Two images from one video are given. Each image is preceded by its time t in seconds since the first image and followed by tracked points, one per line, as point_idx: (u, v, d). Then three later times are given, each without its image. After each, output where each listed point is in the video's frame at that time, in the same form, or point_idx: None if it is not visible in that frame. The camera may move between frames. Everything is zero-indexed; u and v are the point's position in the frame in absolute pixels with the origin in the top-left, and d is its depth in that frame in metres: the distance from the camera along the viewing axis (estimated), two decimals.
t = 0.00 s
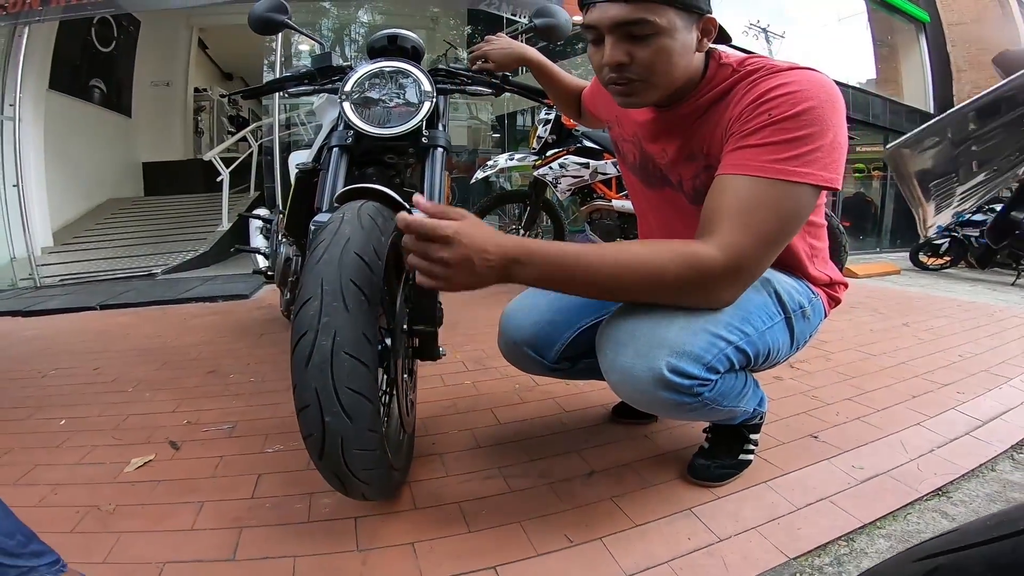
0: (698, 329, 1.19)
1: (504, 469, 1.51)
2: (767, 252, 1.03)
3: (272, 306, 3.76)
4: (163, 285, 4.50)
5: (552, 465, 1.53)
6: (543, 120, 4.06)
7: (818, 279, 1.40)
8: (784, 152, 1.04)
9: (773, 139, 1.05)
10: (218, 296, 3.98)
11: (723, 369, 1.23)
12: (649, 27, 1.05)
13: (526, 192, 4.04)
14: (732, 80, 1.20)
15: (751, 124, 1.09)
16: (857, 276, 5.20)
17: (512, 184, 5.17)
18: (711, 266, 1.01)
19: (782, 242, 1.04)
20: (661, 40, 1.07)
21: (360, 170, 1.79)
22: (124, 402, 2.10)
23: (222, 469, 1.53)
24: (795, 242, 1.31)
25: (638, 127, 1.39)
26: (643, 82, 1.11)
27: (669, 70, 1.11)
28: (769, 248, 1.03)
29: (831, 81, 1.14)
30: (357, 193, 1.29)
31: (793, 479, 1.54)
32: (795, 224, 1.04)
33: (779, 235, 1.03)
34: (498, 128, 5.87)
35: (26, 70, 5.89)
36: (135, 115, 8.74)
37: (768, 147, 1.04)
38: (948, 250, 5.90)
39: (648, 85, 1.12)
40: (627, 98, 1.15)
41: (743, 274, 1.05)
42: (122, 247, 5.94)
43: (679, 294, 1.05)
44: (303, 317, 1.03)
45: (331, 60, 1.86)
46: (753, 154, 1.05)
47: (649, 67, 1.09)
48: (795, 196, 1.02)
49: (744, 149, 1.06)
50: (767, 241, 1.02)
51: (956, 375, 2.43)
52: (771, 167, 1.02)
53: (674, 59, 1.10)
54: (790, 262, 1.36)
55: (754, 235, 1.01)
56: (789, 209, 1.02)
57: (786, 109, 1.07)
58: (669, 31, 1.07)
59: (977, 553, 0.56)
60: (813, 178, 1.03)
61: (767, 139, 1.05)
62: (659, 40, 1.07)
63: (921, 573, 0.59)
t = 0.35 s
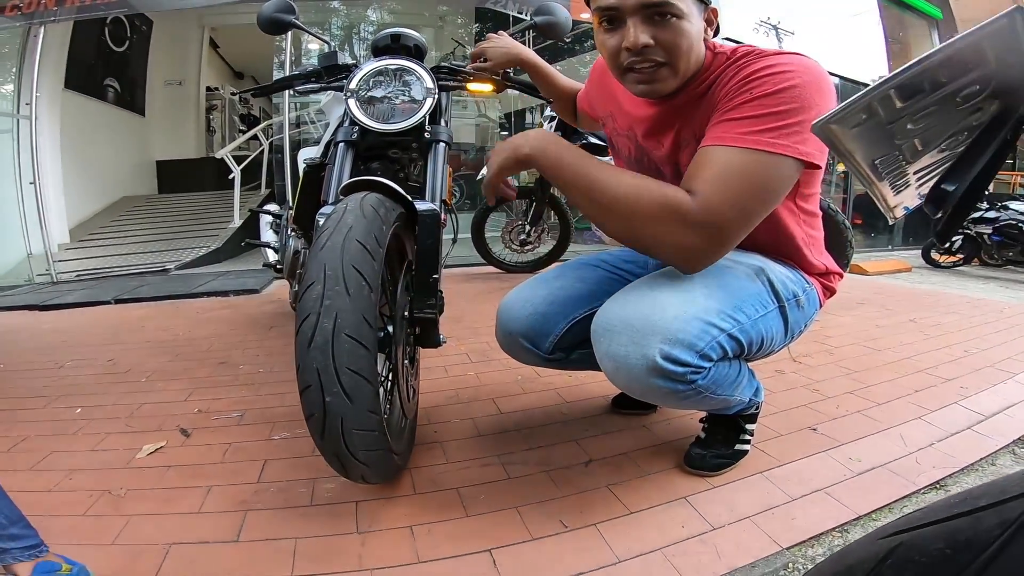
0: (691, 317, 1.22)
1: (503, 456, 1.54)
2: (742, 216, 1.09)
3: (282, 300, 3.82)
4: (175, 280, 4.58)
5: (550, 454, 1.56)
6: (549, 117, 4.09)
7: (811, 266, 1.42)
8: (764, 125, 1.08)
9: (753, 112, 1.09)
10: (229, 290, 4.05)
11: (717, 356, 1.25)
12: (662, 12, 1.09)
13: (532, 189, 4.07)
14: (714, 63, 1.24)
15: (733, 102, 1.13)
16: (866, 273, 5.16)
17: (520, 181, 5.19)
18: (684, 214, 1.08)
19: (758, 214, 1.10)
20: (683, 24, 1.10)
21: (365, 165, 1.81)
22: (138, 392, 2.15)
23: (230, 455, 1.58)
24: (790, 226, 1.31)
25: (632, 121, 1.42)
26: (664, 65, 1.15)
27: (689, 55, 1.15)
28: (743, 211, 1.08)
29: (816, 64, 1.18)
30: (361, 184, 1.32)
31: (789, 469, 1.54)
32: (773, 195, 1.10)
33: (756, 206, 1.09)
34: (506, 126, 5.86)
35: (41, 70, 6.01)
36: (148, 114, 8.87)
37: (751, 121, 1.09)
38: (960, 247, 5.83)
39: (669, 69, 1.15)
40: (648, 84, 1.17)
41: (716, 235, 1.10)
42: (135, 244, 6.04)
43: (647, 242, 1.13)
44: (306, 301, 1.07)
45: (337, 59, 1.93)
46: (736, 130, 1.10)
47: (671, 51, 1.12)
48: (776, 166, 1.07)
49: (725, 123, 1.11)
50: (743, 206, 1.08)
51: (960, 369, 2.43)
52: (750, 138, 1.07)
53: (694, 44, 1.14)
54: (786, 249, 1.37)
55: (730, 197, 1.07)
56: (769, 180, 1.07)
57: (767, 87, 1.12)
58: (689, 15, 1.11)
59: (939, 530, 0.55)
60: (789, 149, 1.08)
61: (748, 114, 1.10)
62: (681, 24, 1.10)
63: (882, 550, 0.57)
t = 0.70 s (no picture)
0: (703, 310, 1.18)
1: (505, 455, 1.52)
2: (755, 226, 1.06)
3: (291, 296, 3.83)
4: (186, 276, 4.61)
5: (553, 453, 1.53)
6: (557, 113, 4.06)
7: (825, 263, 1.37)
8: (769, 120, 1.05)
9: (757, 109, 1.06)
10: (239, 286, 4.07)
11: (729, 352, 1.22)
12: None
13: (541, 185, 4.04)
14: (712, 56, 1.20)
15: (735, 97, 1.10)
16: (882, 272, 5.06)
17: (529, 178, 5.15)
18: (694, 239, 1.08)
19: (775, 217, 1.06)
20: (677, 10, 1.08)
21: (367, 160, 1.81)
22: (144, 386, 2.16)
23: (232, 450, 1.57)
24: (800, 220, 1.27)
25: (632, 119, 1.39)
26: (660, 55, 1.11)
27: (684, 43, 1.12)
28: (756, 223, 1.06)
29: (815, 51, 1.14)
30: (360, 178, 1.30)
31: (798, 471, 1.50)
32: (788, 193, 1.05)
33: (770, 211, 1.05)
34: (515, 123, 5.84)
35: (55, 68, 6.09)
36: (162, 112, 8.96)
37: (754, 118, 1.05)
38: (980, 246, 5.72)
39: (666, 58, 1.12)
40: (644, 75, 1.14)
41: (728, 248, 1.09)
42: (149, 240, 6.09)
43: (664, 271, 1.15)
44: (299, 295, 1.05)
45: (340, 55, 1.93)
46: (737, 128, 1.06)
47: (667, 39, 1.09)
48: (782, 164, 1.03)
49: (731, 124, 1.08)
50: (755, 217, 1.05)
51: (977, 370, 2.36)
52: (758, 137, 1.04)
53: (689, 32, 1.12)
54: (798, 245, 1.33)
55: (736, 211, 1.04)
56: (776, 180, 1.04)
57: (768, 80, 1.08)
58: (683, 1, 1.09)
59: (953, 543, 0.50)
60: (806, 145, 1.04)
61: (752, 111, 1.06)
62: (675, 11, 1.08)
63: (888, 564, 0.53)
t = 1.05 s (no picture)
0: (702, 308, 1.17)
1: (514, 452, 1.52)
2: (756, 224, 1.05)
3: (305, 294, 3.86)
4: (204, 275, 4.67)
5: (562, 450, 1.53)
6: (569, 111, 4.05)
7: (840, 260, 1.35)
8: (768, 117, 1.03)
9: (754, 106, 1.04)
10: (254, 284, 4.11)
11: (730, 351, 1.21)
12: None
13: (552, 183, 4.03)
14: (715, 53, 1.19)
15: (733, 94, 1.09)
16: (901, 271, 4.97)
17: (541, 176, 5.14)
18: (693, 239, 1.07)
19: (776, 214, 1.05)
20: (677, 6, 1.08)
21: (379, 157, 1.81)
22: (161, 382, 2.20)
23: (244, 445, 1.59)
24: (815, 216, 1.24)
25: (639, 116, 1.39)
26: (662, 51, 1.11)
27: (686, 39, 1.11)
28: (757, 221, 1.05)
29: (818, 45, 1.12)
30: (370, 175, 1.31)
31: (811, 471, 1.48)
32: (790, 188, 1.04)
33: (770, 207, 1.04)
34: (527, 122, 5.82)
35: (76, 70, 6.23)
36: (179, 113, 9.09)
37: (753, 114, 1.04)
38: (1002, 245, 5.59)
39: (668, 54, 1.11)
40: (646, 73, 1.13)
41: (730, 245, 1.08)
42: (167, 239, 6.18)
43: (666, 273, 1.14)
44: (309, 289, 1.06)
45: (352, 54, 1.95)
46: (737, 126, 1.05)
47: (667, 36, 1.09)
48: (783, 161, 1.02)
49: (729, 123, 1.07)
50: (755, 215, 1.04)
51: (997, 370, 2.31)
52: (756, 135, 1.02)
53: (690, 27, 1.11)
54: (811, 241, 1.31)
55: (736, 209, 1.03)
56: (776, 177, 1.02)
57: (766, 75, 1.06)
58: None
59: (965, 540, 0.49)
60: (804, 142, 1.02)
61: (749, 107, 1.05)
62: (675, 7, 1.08)
63: (897, 561, 0.52)
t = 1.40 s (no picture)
0: (707, 309, 1.19)
1: (521, 449, 1.54)
2: (760, 227, 1.07)
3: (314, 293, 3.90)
4: (214, 273, 4.72)
5: (568, 448, 1.55)
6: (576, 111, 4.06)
7: (844, 261, 1.36)
8: (772, 122, 1.04)
9: (756, 111, 1.06)
10: (264, 283, 4.15)
11: (735, 351, 1.22)
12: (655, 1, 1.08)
13: (559, 183, 4.05)
14: (717, 58, 1.21)
15: (736, 100, 1.11)
16: (911, 272, 4.94)
17: (548, 176, 5.16)
18: (697, 241, 1.09)
19: (780, 216, 1.07)
20: (671, 10, 1.10)
21: (388, 158, 1.84)
22: (173, 379, 2.23)
23: (255, 441, 1.62)
24: (818, 217, 1.26)
25: (644, 119, 1.41)
26: (657, 54, 1.12)
27: (679, 43, 1.14)
28: (761, 224, 1.06)
29: (820, 49, 1.13)
30: (381, 176, 1.33)
31: (815, 470, 1.49)
32: (793, 192, 1.05)
33: (773, 210, 1.06)
34: (534, 122, 5.82)
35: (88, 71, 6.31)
36: (189, 113, 9.17)
37: (756, 119, 1.06)
38: (1013, 246, 5.55)
39: (661, 56, 1.13)
40: (640, 74, 1.15)
41: (734, 247, 1.10)
42: (177, 238, 6.24)
43: (671, 275, 1.16)
44: (323, 287, 1.09)
45: (362, 56, 1.97)
46: (740, 129, 1.07)
47: (661, 39, 1.11)
48: (786, 165, 1.03)
49: (732, 128, 1.08)
50: (758, 218, 1.06)
51: (1005, 372, 2.31)
52: (758, 139, 1.04)
53: (684, 32, 1.13)
54: (815, 243, 1.32)
55: (740, 212, 1.05)
56: (780, 181, 1.04)
57: (769, 80, 1.08)
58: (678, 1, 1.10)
59: (952, 533, 0.50)
60: (807, 147, 1.03)
61: (752, 112, 1.07)
62: (669, 11, 1.10)
63: (889, 554, 0.53)
